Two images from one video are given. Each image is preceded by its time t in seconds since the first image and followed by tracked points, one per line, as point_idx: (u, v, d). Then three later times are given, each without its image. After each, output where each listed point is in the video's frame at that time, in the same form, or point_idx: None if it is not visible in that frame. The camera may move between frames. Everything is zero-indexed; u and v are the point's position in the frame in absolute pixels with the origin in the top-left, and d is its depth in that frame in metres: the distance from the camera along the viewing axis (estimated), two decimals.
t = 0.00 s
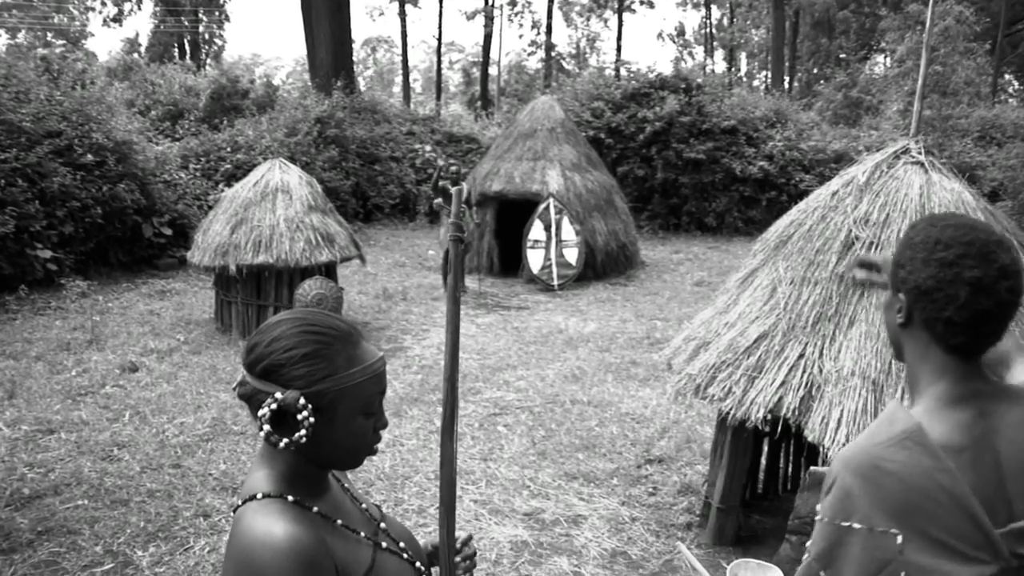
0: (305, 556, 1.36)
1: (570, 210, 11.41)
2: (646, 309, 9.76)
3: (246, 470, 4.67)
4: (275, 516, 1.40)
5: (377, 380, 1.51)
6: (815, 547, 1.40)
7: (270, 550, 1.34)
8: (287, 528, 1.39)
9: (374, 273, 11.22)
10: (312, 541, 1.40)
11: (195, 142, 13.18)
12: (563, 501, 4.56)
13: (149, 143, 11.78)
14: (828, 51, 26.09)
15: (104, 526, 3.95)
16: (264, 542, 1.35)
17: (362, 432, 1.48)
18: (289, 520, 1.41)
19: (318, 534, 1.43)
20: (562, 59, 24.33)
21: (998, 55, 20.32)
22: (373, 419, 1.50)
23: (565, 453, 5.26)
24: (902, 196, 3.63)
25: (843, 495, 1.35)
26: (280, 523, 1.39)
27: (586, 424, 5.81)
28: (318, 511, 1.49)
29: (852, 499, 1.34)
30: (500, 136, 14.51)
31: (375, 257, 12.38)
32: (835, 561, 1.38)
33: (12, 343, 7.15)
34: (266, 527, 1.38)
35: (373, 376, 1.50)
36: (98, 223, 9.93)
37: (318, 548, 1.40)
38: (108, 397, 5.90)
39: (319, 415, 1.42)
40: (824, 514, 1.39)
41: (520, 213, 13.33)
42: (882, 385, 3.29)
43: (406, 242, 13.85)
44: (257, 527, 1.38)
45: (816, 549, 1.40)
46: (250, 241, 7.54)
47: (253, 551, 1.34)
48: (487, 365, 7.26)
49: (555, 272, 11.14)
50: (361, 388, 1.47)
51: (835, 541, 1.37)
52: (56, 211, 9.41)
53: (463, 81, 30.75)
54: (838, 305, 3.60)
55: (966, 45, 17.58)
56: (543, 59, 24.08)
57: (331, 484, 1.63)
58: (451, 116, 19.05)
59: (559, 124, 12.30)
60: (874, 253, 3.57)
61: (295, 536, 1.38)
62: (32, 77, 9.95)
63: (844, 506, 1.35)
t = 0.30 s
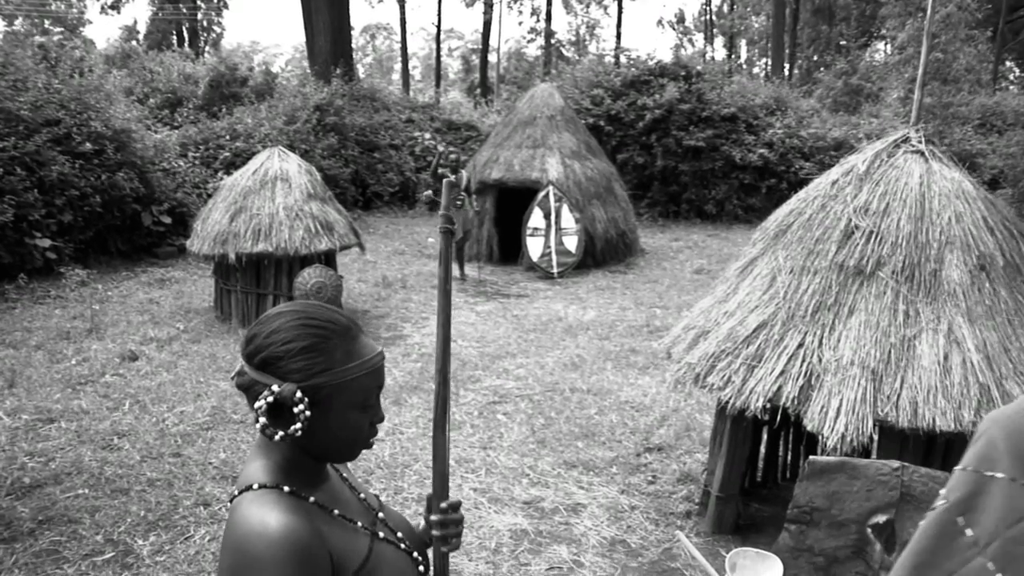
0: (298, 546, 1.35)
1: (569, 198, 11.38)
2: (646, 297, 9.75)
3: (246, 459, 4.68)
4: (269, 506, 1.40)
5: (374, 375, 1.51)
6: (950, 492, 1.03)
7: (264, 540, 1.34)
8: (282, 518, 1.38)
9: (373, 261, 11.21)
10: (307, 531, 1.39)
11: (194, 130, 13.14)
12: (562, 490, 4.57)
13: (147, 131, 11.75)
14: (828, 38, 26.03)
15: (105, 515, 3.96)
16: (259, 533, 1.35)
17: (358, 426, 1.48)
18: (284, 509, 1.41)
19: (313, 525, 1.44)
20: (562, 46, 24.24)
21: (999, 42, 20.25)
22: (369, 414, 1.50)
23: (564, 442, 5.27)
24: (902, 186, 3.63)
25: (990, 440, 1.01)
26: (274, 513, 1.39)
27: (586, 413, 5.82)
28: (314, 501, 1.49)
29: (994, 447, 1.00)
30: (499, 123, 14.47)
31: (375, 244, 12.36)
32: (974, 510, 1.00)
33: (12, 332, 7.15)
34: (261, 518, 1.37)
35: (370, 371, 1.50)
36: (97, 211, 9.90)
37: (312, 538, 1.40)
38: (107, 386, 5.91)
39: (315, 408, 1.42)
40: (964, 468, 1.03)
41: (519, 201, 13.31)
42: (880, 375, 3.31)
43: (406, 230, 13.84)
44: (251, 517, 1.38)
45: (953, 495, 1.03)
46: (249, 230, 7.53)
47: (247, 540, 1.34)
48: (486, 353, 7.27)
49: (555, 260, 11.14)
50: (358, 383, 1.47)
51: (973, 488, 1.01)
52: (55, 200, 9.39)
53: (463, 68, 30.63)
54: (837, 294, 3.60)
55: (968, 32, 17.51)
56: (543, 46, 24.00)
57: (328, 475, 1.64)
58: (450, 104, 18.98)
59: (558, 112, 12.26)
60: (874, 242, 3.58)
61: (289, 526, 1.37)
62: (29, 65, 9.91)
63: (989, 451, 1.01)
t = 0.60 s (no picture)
0: (291, 541, 1.36)
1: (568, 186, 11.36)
2: (645, 286, 9.75)
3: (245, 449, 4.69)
4: (262, 501, 1.40)
5: (368, 371, 1.51)
6: None
7: (257, 535, 1.34)
8: (274, 512, 1.38)
9: (372, 249, 11.20)
10: (299, 527, 1.39)
11: (192, 119, 13.08)
12: (561, 479, 4.59)
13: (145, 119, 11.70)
14: (829, 24, 25.93)
15: (105, 506, 3.97)
16: (251, 528, 1.35)
17: (352, 421, 1.48)
18: (276, 504, 1.41)
19: (305, 518, 1.43)
20: (561, 33, 24.13)
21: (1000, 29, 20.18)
22: (361, 409, 1.49)
23: (563, 431, 5.28)
24: (901, 176, 3.63)
25: None
26: (267, 508, 1.39)
27: (584, 402, 5.83)
28: (308, 496, 1.49)
29: None
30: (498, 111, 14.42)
31: (373, 233, 12.35)
32: None
33: (11, 322, 7.14)
34: (253, 513, 1.37)
35: (364, 367, 1.50)
36: (96, 200, 9.88)
37: (304, 533, 1.40)
38: (107, 376, 5.91)
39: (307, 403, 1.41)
40: None
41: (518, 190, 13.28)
42: (878, 366, 3.31)
43: (404, 218, 13.81)
44: (244, 512, 1.38)
45: None
46: (248, 219, 7.52)
47: (240, 535, 1.34)
48: (485, 342, 7.27)
49: (553, 249, 11.12)
50: (351, 379, 1.47)
51: None
52: (53, 189, 9.36)
53: (462, 55, 30.50)
54: (836, 285, 3.60)
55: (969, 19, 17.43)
56: (542, 32, 23.89)
57: (323, 469, 1.64)
58: (449, 91, 18.91)
59: (557, 100, 12.21)
60: (872, 233, 3.57)
61: (281, 522, 1.37)
62: (26, 53, 9.86)
63: None
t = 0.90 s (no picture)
0: (281, 541, 1.37)
1: (567, 177, 11.35)
2: (643, 277, 9.75)
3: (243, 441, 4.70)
4: (254, 499, 1.41)
5: (359, 370, 1.51)
6: None
7: (249, 534, 1.35)
8: (265, 511, 1.39)
9: (370, 240, 11.20)
10: (290, 526, 1.40)
11: (190, 109, 13.04)
12: (559, 472, 4.60)
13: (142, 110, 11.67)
14: (828, 14, 25.91)
15: (104, 499, 3.98)
16: (243, 526, 1.36)
17: (343, 420, 1.49)
18: (268, 503, 1.41)
19: (296, 518, 1.44)
20: (559, 22, 24.07)
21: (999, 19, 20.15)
22: (353, 408, 1.50)
23: (562, 423, 5.30)
24: (900, 170, 3.62)
25: None
26: (258, 506, 1.40)
27: (583, 394, 5.84)
28: (300, 495, 1.49)
29: None
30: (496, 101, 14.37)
31: (371, 224, 12.33)
32: None
33: (9, 314, 7.14)
34: (245, 512, 1.38)
35: (356, 367, 1.50)
36: (94, 191, 9.85)
37: (295, 532, 1.41)
38: (105, 368, 5.91)
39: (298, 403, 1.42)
40: None
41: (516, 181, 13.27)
42: (875, 360, 3.31)
43: (403, 208, 13.81)
44: (236, 511, 1.39)
45: None
46: (246, 211, 7.51)
47: (232, 534, 1.35)
48: (484, 334, 7.28)
49: (552, 240, 11.11)
50: (342, 378, 1.47)
51: None
52: (50, 180, 9.33)
53: (460, 44, 30.40)
54: (834, 279, 3.60)
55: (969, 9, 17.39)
56: (541, 22, 23.82)
57: (317, 466, 1.64)
58: (447, 81, 18.86)
59: (555, 91, 12.18)
60: (870, 227, 3.57)
61: (273, 521, 1.38)
62: (23, 44, 9.82)
63: None
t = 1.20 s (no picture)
0: (276, 542, 1.37)
1: (566, 170, 11.33)
2: (642, 270, 9.74)
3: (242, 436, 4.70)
4: (249, 501, 1.42)
5: (354, 371, 1.51)
6: None
7: (243, 535, 1.36)
8: (260, 513, 1.40)
9: (369, 233, 11.19)
10: (285, 527, 1.41)
11: (188, 102, 13.01)
12: (558, 467, 4.61)
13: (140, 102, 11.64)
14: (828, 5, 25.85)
15: (104, 494, 3.98)
16: (237, 528, 1.37)
17: (340, 421, 1.50)
18: (262, 504, 1.42)
19: (291, 519, 1.45)
20: (559, 14, 24.00)
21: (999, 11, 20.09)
22: (349, 409, 1.50)
23: (560, 417, 5.31)
24: (899, 166, 3.62)
25: None
26: (252, 508, 1.40)
27: (582, 388, 5.85)
28: (295, 496, 1.50)
29: None
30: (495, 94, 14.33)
31: (370, 217, 12.31)
32: None
33: (9, 308, 7.13)
34: (240, 514, 1.39)
35: (352, 368, 1.50)
36: (92, 185, 9.84)
37: (289, 533, 1.41)
38: (105, 363, 5.91)
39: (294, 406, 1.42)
40: None
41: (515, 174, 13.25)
42: (874, 357, 3.32)
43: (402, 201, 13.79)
44: (231, 512, 1.40)
45: None
46: (245, 204, 7.50)
47: (227, 535, 1.36)
48: (483, 327, 7.28)
49: (551, 233, 11.11)
50: (337, 379, 1.47)
51: None
52: (49, 173, 9.31)
53: (459, 36, 30.31)
54: (832, 276, 3.60)
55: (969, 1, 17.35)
56: (540, 13, 23.75)
57: (313, 467, 1.64)
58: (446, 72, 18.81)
59: (554, 83, 12.15)
60: (869, 223, 3.57)
61: (268, 523, 1.39)
62: (21, 37, 9.79)
63: None
